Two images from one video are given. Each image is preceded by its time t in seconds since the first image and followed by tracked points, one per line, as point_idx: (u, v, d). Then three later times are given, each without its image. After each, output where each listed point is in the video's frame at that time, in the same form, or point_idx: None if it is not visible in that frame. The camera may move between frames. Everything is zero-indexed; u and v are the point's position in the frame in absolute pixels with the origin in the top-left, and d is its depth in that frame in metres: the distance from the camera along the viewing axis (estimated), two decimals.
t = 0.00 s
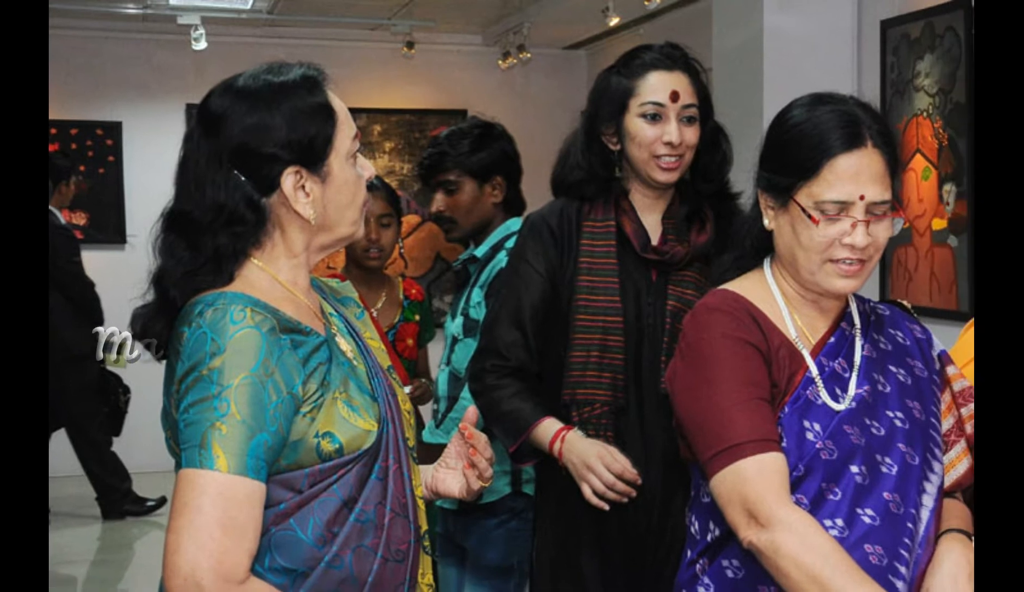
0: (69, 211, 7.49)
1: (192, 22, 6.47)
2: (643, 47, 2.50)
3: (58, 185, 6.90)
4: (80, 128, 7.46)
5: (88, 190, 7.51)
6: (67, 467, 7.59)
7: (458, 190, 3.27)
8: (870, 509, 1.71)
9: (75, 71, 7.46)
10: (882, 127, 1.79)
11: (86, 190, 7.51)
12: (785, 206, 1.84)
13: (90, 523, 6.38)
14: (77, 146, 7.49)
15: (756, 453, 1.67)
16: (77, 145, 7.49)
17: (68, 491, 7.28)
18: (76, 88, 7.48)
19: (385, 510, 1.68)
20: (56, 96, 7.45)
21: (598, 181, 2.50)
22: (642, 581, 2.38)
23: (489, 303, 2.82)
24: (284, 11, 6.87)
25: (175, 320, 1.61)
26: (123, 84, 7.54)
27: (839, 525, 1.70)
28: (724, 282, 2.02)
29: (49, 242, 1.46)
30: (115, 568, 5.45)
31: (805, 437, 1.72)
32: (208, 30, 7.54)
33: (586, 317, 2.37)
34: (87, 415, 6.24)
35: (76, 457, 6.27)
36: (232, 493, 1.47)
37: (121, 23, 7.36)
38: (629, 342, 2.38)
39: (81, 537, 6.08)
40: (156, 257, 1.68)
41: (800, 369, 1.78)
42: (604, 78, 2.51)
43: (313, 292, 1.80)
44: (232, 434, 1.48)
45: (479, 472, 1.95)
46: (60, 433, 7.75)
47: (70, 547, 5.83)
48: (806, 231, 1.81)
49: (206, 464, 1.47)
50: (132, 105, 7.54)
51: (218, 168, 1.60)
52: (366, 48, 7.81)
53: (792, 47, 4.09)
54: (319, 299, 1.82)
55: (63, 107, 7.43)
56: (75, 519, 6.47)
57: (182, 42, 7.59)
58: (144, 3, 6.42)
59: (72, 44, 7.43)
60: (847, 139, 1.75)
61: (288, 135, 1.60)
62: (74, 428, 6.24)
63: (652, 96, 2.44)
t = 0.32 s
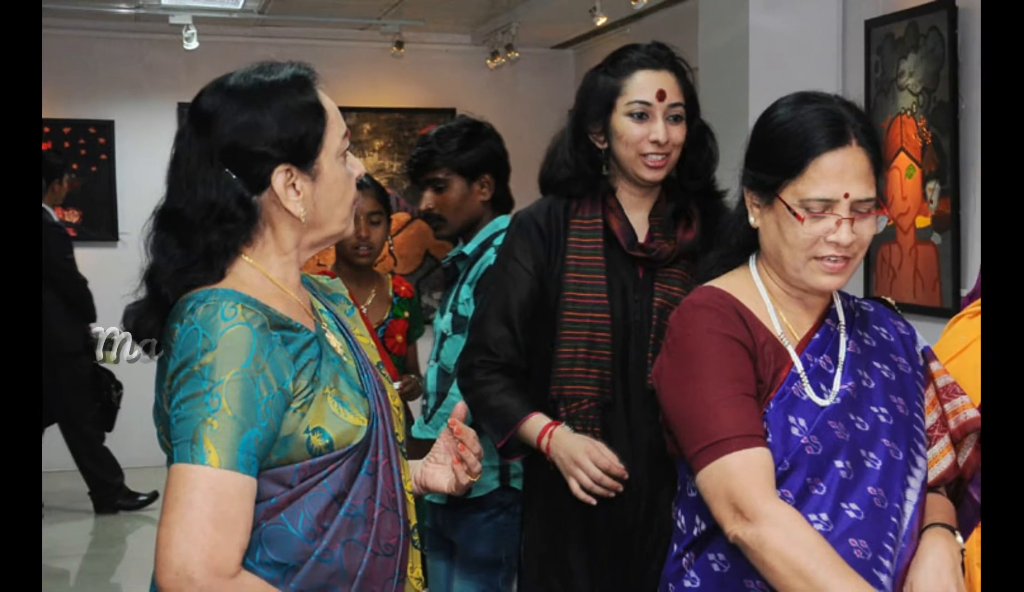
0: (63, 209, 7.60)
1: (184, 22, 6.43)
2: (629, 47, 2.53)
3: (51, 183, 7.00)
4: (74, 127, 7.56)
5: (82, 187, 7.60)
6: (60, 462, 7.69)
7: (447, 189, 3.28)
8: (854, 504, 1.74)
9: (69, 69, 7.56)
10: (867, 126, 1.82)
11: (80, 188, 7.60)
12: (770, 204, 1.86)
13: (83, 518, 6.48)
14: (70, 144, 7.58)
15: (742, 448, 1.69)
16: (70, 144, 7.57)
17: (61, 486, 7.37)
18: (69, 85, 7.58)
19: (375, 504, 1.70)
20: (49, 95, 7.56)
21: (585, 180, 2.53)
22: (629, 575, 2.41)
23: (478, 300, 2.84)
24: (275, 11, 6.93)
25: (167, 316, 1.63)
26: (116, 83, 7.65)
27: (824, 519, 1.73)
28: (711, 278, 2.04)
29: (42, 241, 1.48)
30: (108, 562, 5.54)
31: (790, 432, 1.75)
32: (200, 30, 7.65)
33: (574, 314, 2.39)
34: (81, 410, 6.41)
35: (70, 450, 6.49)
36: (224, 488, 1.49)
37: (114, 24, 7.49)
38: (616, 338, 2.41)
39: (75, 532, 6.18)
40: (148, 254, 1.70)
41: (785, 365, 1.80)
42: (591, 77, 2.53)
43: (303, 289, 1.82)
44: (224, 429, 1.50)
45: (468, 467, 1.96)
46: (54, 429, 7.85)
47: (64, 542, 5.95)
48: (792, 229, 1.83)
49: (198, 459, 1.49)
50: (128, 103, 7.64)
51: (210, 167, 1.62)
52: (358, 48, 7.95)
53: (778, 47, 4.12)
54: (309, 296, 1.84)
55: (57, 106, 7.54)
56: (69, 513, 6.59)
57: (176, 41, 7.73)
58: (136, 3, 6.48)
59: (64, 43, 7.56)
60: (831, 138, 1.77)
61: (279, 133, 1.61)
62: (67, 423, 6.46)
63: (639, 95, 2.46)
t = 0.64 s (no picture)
0: (56, 206, 7.62)
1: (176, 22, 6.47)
2: (617, 46, 2.55)
3: (46, 181, 7.04)
4: (67, 125, 7.59)
5: (76, 185, 7.63)
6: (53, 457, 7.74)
7: (436, 186, 3.29)
8: (839, 499, 1.76)
9: (63, 68, 7.60)
10: (851, 125, 1.84)
11: (73, 186, 7.62)
12: (756, 202, 1.89)
13: (76, 512, 6.52)
14: (63, 142, 7.62)
15: (728, 443, 1.72)
16: (63, 142, 7.62)
17: (53, 481, 7.41)
18: (63, 85, 7.62)
19: (364, 499, 1.72)
20: (44, 94, 7.61)
21: (573, 178, 2.56)
22: (617, 569, 2.43)
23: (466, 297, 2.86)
24: (266, 11, 6.96)
25: (159, 313, 1.65)
26: (108, 81, 7.69)
27: (809, 514, 1.76)
28: (697, 276, 2.07)
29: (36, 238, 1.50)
30: (100, 557, 5.57)
31: (776, 427, 1.78)
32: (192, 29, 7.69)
33: (562, 310, 2.42)
34: (74, 405, 6.45)
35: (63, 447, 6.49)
36: (215, 482, 1.51)
37: (106, 23, 7.53)
38: (604, 334, 2.43)
39: (67, 526, 6.21)
40: (140, 251, 1.71)
41: (770, 361, 1.83)
42: (579, 76, 2.56)
43: (294, 286, 1.84)
44: (215, 425, 1.52)
45: (457, 462, 1.99)
46: (45, 424, 7.88)
47: (56, 537, 5.99)
48: (777, 226, 1.85)
49: (190, 454, 1.51)
50: (121, 103, 7.69)
51: (201, 165, 1.63)
52: (348, 47, 8.00)
53: (764, 47, 4.16)
54: (299, 293, 1.86)
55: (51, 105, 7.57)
56: (62, 508, 6.63)
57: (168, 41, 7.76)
58: (127, 3, 6.51)
59: (59, 42, 7.58)
60: (816, 136, 1.80)
61: (269, 132, 1.63)
62: (61, 419, 6.49)
63: (626, 94, 2.49)
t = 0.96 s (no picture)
0: (49, 204, 7.71)
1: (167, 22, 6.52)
2: (604, 46, 2.58)
3: (39, 178, 7.09)
4: (60, 124, 7.66)
5: (69, 182, 7.73)
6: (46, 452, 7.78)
7: (425, 185, 3.31)
8: (824, 493, 1.79)
9: (55, 67, 7.67)
10: (836, 124, 1.87)
11: (66, 183, 7.73)
12: (742, 200, 1.92)
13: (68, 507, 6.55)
14: (56, 141, 7.68)
15: (714, 438, 1.74)
16: (56, 141, 7.67)
17: (46, 476, 7.45)
18: (56, 84, 7.70)
19: (354, 494, 1.74)
20: (37, 93, 7.67)
21: (560, 176, 2.58)
22: (604, 563, 2.46)
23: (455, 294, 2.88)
24: (256, 11, 6.99)
25: (151, 310, 1.67)
26: (101, 81, 7.76)
27: (794, 508, 1.78)
28: (684, 273, 2.10)
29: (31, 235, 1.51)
30: (93, 550, 5.61)
31: (761, 423, 1.80)
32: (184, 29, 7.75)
33: (550, 307, 2.44)
34: (66, 402, 6.52)
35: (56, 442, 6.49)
36: (206, 477, 1.53)
37: (98, 24, 7.60)
38: (591, 331, 2.45)
39: (59, 520, 6.25)
40: (132, 248, 1.73)
41: (756, 357, 1.86)
42: (566, 75, 2.59)
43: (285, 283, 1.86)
44: (207, 420, 1.54)
45: (445, 457, 2.00)
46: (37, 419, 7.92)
47: (49, 531, 6.02)
48: (763, 224, 1.88)
49: (181, 449, 1.52)
50: (112, 102, 7.76)
51: (193, 163, 1.65)
52: (338, 46, 8.07)
53: (750, 46, 4.20)
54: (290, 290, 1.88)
55: (43, 102, 7.67)
56: (55, 502, 6.67)
57: (160, 40, 7.86)
58: (119, 3, 6.56)
59: (51, 42, 7.67)
60: (801, 134, 1.82)
61: (260, 130, 1.65)
62: (54, 414, 6.52)
63: (613, 93, 2.51)
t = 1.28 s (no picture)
0: (42, 202, 7.73)
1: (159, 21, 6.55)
2: (591, 45, 2.60)
3: (31, 176, 7.12)
4: (53, 123, 7.72)
5: (62, 181, 7.76)
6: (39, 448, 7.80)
7: (415, 182, 3.32)
8: (810, 488, 1.82)
9: (49, 67, 7.72)
10: (822, 122, 1.90)
11: (60, 182, 7.76)
12: (728, 198, 1.94)
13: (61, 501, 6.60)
14: (50, 139, 7.74)
15: (700, 434, 1.76)
16: (50, 139, 7.74)
17: (38, 471, 7.47)
18: (49, 83, 7.75)
19: (345, 489, 1.76)
20: (31, 92, 7.72)
21: (548, 174, 2.60)
22: (592, 557, 2.48)
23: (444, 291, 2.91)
24: (247, 11, 7.02)
25: (144, 306, 1.69)
26: (93, 80, 7.81)
27: (779, 503, 1.81)
28: (671, 270, 2.13)
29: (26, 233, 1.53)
30: (86, 545, 5.63)
31: (747, 419, 1.83)
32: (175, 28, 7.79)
33: (538, 304, 2.46)
34: (59, 396, 6.48)
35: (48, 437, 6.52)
36: (198, 472, 1.54)
37: (91, 23, 7.65)
38: (579, 327, 2.48)
39: (52, 515, 6.28)
40: (125, 246, 1.75)
41: (742, 354, 1.88)
42: (554, 74, 2.61)
43: (276, 280, 1.87)
44: (198, 416, 1.55)
45: (435, 452, 2.03)
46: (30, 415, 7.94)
47: (42, 525, 6.04)
48: (749, 221, 1.90)
49: (173, 445, 1.54)
50: (106, 102, 7.82)
51: (185, 162, 1.67)
52: (328, 46, 8.12)
53: (738, 45, 4.23)
54: (281, 287, 1.90)
55: (36, 102, 7.71)
56: (48, 497, 6.71)
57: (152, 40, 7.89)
58: (112, 3, 6.60)
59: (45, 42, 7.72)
60: (786, 133, 1.85)
61: (251, 129, 1.67)
62: (48, 410, 6.53)
63: (601, 92, 2.54)
